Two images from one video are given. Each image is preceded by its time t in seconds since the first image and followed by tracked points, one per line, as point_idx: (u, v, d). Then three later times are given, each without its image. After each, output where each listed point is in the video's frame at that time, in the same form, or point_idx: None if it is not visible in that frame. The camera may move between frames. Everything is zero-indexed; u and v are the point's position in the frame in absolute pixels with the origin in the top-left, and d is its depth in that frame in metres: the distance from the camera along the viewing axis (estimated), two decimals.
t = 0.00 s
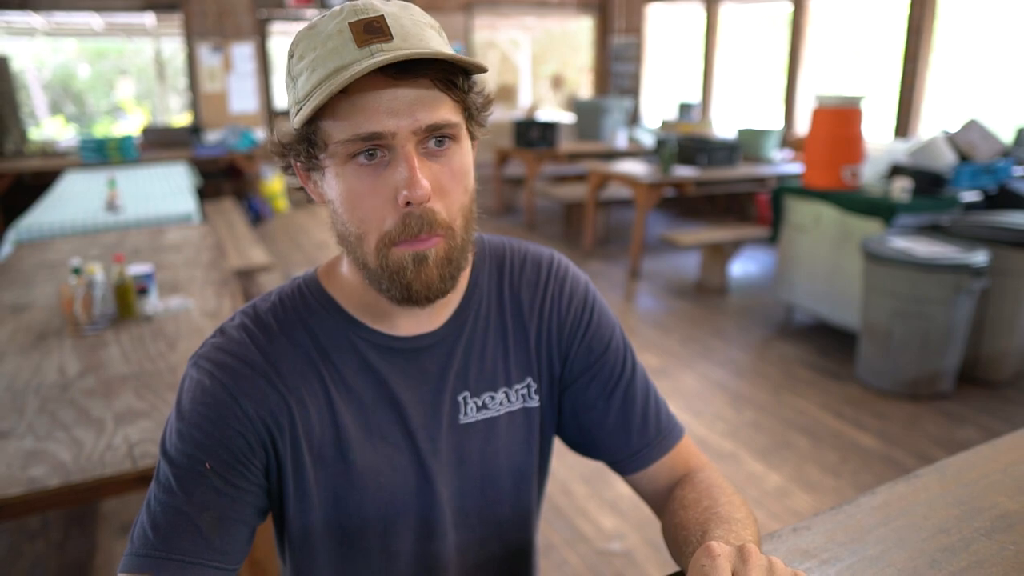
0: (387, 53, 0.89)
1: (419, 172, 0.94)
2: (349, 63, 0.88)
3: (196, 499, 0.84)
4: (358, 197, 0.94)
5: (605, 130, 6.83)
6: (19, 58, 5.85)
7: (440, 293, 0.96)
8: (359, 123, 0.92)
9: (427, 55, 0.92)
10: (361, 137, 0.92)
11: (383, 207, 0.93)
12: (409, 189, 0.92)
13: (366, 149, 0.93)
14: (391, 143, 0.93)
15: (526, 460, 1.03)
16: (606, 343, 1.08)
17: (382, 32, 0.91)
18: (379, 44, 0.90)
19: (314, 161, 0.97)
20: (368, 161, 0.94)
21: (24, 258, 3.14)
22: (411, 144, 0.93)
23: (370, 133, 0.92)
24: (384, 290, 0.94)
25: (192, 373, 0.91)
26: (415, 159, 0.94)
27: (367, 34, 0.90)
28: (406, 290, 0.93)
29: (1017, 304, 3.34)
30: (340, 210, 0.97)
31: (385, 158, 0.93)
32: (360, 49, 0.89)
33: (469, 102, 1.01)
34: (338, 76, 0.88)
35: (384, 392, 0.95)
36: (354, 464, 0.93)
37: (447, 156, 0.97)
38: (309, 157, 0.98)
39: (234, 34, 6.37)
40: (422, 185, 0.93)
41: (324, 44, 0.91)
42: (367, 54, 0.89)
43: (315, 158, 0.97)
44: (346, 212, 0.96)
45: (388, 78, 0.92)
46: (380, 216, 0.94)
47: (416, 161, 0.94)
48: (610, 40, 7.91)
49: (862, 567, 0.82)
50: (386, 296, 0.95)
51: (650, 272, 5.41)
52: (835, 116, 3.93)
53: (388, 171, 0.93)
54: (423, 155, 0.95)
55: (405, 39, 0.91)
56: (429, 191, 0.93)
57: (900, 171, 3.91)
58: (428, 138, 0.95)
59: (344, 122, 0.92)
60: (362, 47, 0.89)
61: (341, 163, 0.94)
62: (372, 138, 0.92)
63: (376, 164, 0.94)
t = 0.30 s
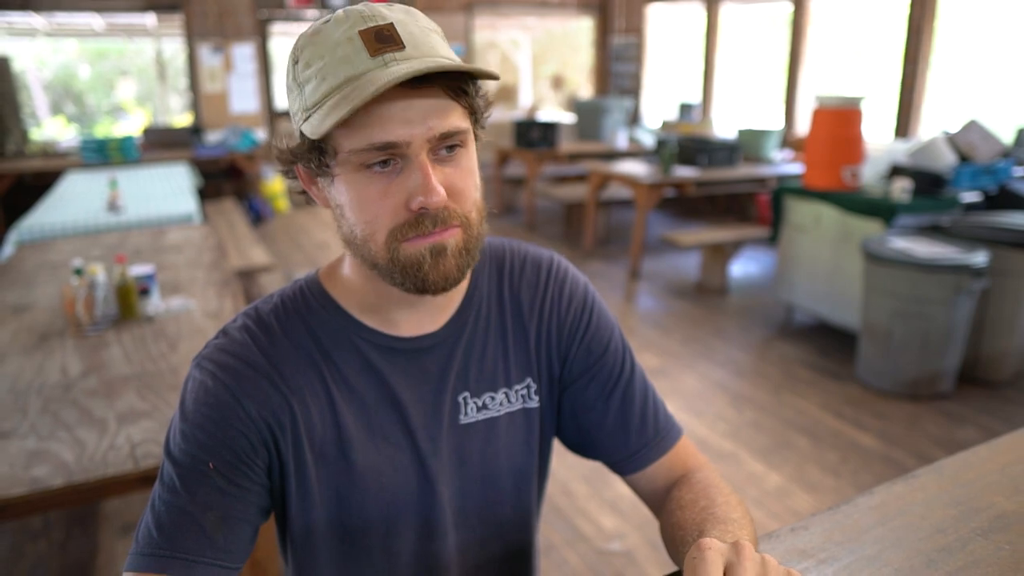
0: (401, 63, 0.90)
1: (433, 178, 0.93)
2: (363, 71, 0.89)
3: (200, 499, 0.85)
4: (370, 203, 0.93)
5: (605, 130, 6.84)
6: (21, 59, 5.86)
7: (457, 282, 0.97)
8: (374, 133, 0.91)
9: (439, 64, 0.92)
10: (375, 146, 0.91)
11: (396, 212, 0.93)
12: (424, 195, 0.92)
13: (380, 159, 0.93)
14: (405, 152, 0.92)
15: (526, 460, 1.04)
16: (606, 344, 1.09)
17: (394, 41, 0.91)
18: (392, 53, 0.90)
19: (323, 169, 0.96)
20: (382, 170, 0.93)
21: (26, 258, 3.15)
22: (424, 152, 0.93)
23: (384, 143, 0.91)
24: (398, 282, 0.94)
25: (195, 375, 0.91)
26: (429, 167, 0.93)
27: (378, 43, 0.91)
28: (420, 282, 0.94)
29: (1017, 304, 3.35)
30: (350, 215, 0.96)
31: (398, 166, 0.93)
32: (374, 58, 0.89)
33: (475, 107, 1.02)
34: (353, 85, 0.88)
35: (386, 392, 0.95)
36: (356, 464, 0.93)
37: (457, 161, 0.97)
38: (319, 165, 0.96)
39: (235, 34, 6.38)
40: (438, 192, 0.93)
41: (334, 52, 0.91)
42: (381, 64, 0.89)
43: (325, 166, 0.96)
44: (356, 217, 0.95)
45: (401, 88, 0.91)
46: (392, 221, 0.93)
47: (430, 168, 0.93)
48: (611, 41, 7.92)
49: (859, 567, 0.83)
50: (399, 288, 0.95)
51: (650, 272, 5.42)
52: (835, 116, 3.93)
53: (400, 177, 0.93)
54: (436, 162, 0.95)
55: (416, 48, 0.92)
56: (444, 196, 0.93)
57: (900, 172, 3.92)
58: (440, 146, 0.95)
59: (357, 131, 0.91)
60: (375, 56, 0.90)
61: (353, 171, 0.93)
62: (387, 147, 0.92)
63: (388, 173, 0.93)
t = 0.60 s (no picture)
0: (399, 64, 0.90)
1: (430, 177, 0.92)
2: (362, 73, 0.89)
3: (202, 496, 0.82)
4: (366, 202, 0.92)
5: (605, 131, 6.85)
6: (22, 59, 5.87)
7: (449, 284, 0.95)
8: (372, 133, 0.91)
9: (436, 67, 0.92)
10: (373, 146, 0.91)
11: (392, 211, 0.92)
12: (420, 194, 0.91)
13: (377, 158, 0.92)
14: (402, 151, 0.91)
15: (524, 458, 1.01)
16: (603, 344, 1.06)
17: (392, 44, 0.91)
18: (390, 55, 0.90)
19: (322, 170, 0.95)
20: (378, 169, 0.92)
21: (28, 258, 3.16)
22: (422, 152, 0.92)
23: (382, 142, 0.91)
24: (393, 282, 0.92)
25: (199, 375, 0.89)
26: (426, 167, 0.92)
27: (377, 46, 0.91)
28: (414, 282, 0.92)
29: (1014, 304, 3.37)
30: (347, 215, 0.94)
31: (396, 164, 0.92)
32: (372, 61, 0.90)
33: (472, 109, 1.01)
34: (350, 87, 0.88)
35: (386, 392, 0.93)
36: (356, 464, 0.91)
37: (454, 162, 0.95)
38: (318, 166, 0.96)
39: (235, 35, 6.40)
40: (434, 191, 0.92)
41: (333, 56, 0.91)
42: (380, 65, 0.89)
43: (324, 166, 0.95)
44: (353, 217, 0.94)
45: (399, 91, 0.91)
46: (388, 219, 0.92)
47: (427, 168, 0.92)
48: (611, 41, 7.93)
49: (851, 565, 0.84)
50: (394, 290, 0.93)
51: (650, 272, 5.44)
52: (833, 117, 3.96)
53: (398, 177, 0.92)
54: (432, 163, 0.93)
55: (415, 50, 0.92)
56: (440, 196, 0.92)
57: (899, 172, 3.94)
58: (436, 146, 0.94)
59: (354, 131, 0.91)
60: (374, 59, 0.90)
61: (351, 171, 0.92)
62: (384, 147, 0.91)
63: (385, 173, 0.92)
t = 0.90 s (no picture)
0: (386, 74, 0.87)
1: (409, 185, 0.90)
2: (348, 81, 0.87)
3: (199, 493, 0.83)
4: (346, 205, 0.91)
5: (605, 131, 6.87)
6: (22, 60, 5.89)
7: (428, 294, 0.94)
8: (355, 139, 0.89)
9: (424, 79, 0.89)
10: (356, 152, 0.90)
11: (370, 216, 0.91)
12: (397, 201, 0.89)
13: (359, 165, 0.90)
14: (383, 159, 0.90)
15: (514, 456, 1.01)
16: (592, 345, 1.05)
17: (382, 53, 0.89)
18: (378, 64, 0.88)
19: (308, 170, 0.94)
20: (359, 174, 0.90)
21: (28, 259, 3.18)
22: (402, 161, 0.91)
23: (365, 149, 0.89)
24: (370, 284, 0.91)
25: (195, 374, 0.89)
26: (406, 175, 0.91)
27: (368, 54, 0.88)
28: (390, 288, 0.91)
29: (1009, 304, 3.39)
30: (329, 217, 0.94)
31: (377, 172, 0.90)
32: (361, 69, 0.87)
33: (462, 123, 0.98)
34: (337, 94, 0.86)
35: (377, 391, 0.93)
36: (348, 462, 0.91)
37: (438, 172, 0.94)
38: (306, 166, 0.94)
39: (235, 35, 6.41)
40: (412, 200, 0.90)
41: (325, 60, 0.89)
42: (367, 74, 0.87)
43: (311, 166, 0.94)
44: (334, 218, 0.93)
45: (385, 99, 0.89)
46: (366, 222, 0.91)
47: (407, 176, 0.91)
48: (610, 42, 7.95)
49: (833, 558, 0.86)
50: (383, 298, 0.92)
51: (648, 272, 5.46)
52: (831, 117, 3.97)
53: (377, 183, 0.90)
54: (414, 172, 0.92)
55: (405, 60, 0.89)
56: (418, 204, 0.90)
57: (895, 172, 3.96)
58: (419, 157, 0.92)
59: (340, 136, 0.90)
60: (362, 66, 0.87)
61: (333, 173, 0.91)
62: (367, 154, 0.90)
63: (366, 178, 0.91)
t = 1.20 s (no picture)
0: (368, 84, 0.89)
1: (391, 188, 0.92)
2: (332, 91, 0.89)
3: (196, 477, 0.86)
4: (332, 208, 0.93)
5: (602, 131, 6.90)
6: (23, 60, 5.94)
7: (409, 291, 0.96)
8: (339, 144, 0.91)
9: (404, 86, 0.91)
10: (341, 157, 0.91)
11: (356, 217, 0.92)
12: (380, 203, 0.91)
13: (344, 170, 0.92)
14: (367, 164, 0.92)
15: (500, 446, 1.04)
16: (574, 339, 1.08)
17: (365, 62, 0.90)
18: (361, 74, 0.90)
19: (298, 173, 0.96)
20: (344, 178, 0.92)
21: (29, 259, 3.22)
22: (385, 165, 0.92)
23: (349, 154, 0.91)
24: (355, 282, 0.93)
25: (193, 365, 0.93)
26: (389, 179, 0.92)
27: (351, 64, 0.90)
28: (373, 286, 0.93)
29: (1000, 303, 3.42)
30: (317, 219, 0.95)
31: (362, 175, 0.92)
32: (344, 78, 0.89)
33: (444, 127, 0.99)
34: (321, 104, 0.89)
35: (367, 382, 0.96)
36: (338, 449, 0.94)
37: (422, 176, 0.95)
38: (296, 170, 0.97)
39: (234, 36, 6.45)
40: (394, 202, 0.92)
41: (312, 69, 0.91)
42: (350, 83, 0.89)
43: (300, 171, 0.96)
44: (322, 220, 0.95)
45: (367, 107, 0.91)
46: (351, 225, 0.92)
47: (390, 180, 0.92)
48: (608, 43, 7.99)
49: (805, 544, 0.90)
50: (367, 294, 0.95)
51: (645, 272, 5.50)
52: (824, 118, 4.02)
53: (361, 186, 0.92)
54: (397, 176, 0.93)
55: (387, 69, 0.91)
56: (400, 206, 0.92)
57: (889, 173, 4.00)
58: (402, 161, 0.93)
59: (326, 141, 0.91)
60: (346, 76, 0.89)
61: (320, 177, 0.93)
62: (352, 159, 0.91)
63: (350, 182, 0.92)
